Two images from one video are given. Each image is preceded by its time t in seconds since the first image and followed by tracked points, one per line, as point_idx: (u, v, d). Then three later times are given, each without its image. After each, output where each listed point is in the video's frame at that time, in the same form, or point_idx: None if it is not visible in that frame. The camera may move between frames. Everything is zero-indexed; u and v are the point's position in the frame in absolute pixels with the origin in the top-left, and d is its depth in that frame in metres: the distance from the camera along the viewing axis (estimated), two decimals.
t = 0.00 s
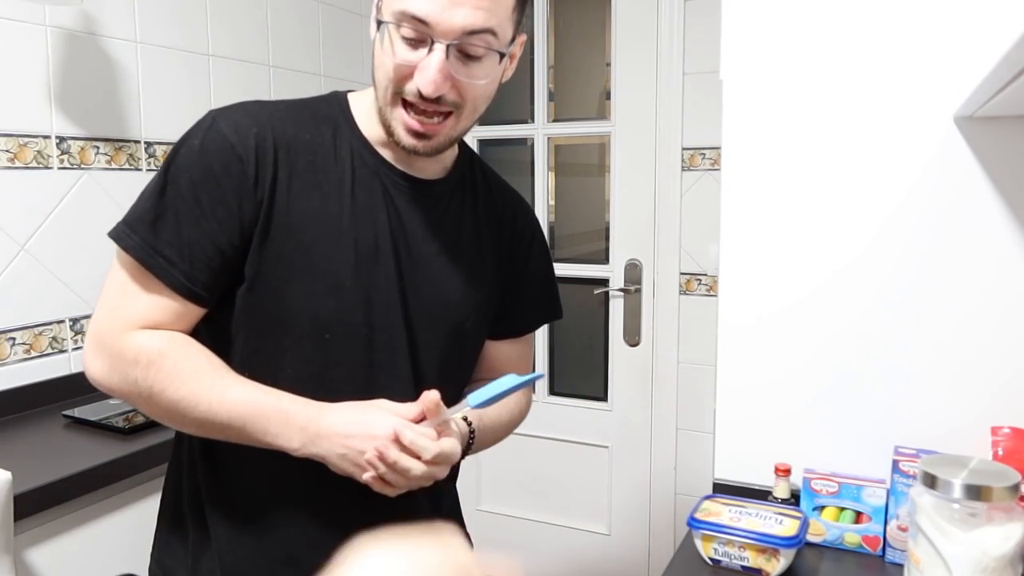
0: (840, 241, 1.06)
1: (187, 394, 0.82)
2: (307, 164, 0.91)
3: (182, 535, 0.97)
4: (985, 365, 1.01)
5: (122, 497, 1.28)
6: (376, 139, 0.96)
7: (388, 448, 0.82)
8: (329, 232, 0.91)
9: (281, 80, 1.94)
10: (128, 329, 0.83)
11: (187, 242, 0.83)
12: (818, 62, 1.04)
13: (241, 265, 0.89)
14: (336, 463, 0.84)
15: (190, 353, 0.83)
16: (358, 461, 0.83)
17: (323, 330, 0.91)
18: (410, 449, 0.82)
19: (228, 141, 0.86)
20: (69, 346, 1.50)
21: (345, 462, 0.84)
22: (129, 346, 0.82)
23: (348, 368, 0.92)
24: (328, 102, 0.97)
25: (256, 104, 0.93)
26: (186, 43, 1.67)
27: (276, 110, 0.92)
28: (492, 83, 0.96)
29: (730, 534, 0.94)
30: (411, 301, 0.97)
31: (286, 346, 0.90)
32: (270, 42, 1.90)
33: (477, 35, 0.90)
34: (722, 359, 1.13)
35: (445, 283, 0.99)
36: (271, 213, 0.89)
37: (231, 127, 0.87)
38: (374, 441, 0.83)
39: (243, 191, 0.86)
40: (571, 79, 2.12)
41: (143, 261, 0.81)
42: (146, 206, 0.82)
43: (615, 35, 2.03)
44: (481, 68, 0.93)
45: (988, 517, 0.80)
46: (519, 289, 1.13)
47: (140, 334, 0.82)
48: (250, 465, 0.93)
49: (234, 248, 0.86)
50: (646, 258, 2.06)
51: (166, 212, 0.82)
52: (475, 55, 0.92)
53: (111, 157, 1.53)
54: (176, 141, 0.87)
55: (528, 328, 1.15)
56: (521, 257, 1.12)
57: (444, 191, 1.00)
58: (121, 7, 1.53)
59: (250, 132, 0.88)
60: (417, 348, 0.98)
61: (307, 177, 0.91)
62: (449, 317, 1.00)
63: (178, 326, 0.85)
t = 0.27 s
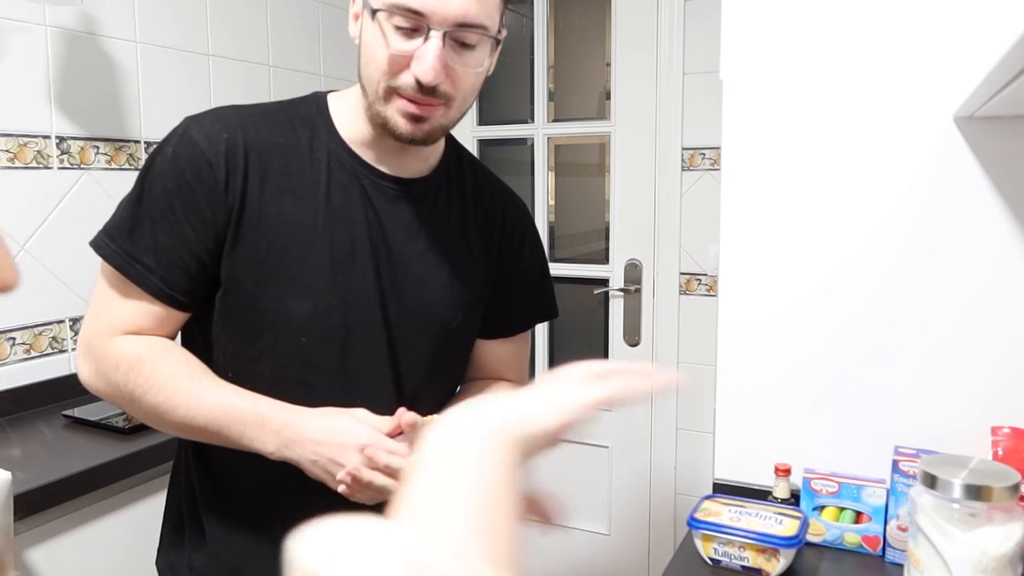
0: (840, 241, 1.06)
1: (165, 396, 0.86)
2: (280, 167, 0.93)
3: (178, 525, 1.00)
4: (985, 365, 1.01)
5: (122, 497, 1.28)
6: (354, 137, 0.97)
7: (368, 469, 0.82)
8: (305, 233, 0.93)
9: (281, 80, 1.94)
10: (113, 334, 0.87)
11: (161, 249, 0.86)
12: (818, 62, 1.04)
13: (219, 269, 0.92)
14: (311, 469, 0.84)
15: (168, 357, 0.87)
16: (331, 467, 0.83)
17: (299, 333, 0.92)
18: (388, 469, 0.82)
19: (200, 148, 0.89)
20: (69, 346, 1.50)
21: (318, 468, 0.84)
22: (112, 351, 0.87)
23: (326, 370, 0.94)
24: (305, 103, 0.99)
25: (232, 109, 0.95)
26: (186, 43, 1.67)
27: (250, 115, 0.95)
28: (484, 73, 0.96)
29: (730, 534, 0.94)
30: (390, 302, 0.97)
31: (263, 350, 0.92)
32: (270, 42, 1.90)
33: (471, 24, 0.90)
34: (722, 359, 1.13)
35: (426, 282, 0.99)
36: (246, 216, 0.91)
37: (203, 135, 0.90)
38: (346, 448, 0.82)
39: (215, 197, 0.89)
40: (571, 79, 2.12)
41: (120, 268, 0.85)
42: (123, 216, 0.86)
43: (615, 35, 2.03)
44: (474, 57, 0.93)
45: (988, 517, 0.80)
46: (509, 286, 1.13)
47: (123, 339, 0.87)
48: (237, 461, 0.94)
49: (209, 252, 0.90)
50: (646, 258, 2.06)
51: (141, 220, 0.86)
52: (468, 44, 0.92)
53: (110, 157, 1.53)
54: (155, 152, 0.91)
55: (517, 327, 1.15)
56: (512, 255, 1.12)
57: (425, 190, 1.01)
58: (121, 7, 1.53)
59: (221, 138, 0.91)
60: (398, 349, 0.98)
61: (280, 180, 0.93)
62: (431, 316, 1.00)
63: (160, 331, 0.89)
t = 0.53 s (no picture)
0: (839, 241, 1.06)
1: (157, 392, 0.89)
2: (272, 167, 0.96)
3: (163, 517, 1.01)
4: (984, 365, 1.01)
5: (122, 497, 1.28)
6: (349, 135, 1.00)
7: (353, 479, 0.87)
8: (294, 230, 0.96)
9: (281, 80, 1.94)
10: (105, 331, 0.90)
11: (154, 245, 0.89)
12: (818, 62, 1.04)
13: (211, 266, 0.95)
14: (296, 469, 0.87)
15: (160, 354, 0.90)
16: (317, 467, 0.87)
17: (288, 329, 0.96)
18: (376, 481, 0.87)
19: (194, 147, 0.92)
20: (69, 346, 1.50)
21: (304, 468, 0.87)
22: (104, 347, 0.89)
23: (314, 365, 0.97)
24: (299, 104, 1.02)
25: (226, 108, 0.98)
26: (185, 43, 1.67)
27: (243, 115, 0.98)
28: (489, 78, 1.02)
29: (730, 534, 0.94)
30: (376, 300, 1.00)
31: (253, 345, 0.95)
32: (270, 42, 1.90)
33: (496, 31, 0.96)
34: (722, 359, 1.13)
35: (413, 283, 1.02)
36: (237, 212, 0.94)
37: (196, 132, 0.93)
38: (336, 450, 0.87)
39: (207, 193, 0.92)
40: (571, 79, 2.12)
41: (113, 262, 0.88)
42: (117, 211, 0.89)
43: (615, 35, 2.03)
44: (490, 62, 0.99)
45: (988, 517, 0.80)
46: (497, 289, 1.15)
47: (115, 336, 0.90)
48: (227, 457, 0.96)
49: (201, 249, 0.93)
50: (646, 258, 2.06)
51: (135, 216, 0.89)
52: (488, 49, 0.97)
53: (110, 157, 1.53)
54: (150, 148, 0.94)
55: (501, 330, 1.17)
56: (501, 256, 1.15)
57: (416, 192, 1.03)
58: (121, 7, 1.53)
59: (214, 136, 0.94)
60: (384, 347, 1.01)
61: (271, 180, 0.96)
62: (418, 315, 1.03)
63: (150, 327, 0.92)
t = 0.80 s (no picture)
0: (839, 241, 1.06)
1: (152, 386, 0.89)
2: (266, 164, 0.98)
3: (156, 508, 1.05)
4: (984, 364, 1.01)
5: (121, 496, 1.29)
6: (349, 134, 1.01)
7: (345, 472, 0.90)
8: (290, 227, 0.97)
9: (281, 80, 1.94)
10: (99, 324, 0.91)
11: (149, 240, 0.90)
12: (818, 62, 1.04)
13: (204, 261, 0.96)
14: (294, 460, 0.90)
15: (156, 348, 0.91)
16: (314, 459, 0.90)
17: (281, 325, 0.97)
18: (365, 478, 0.91)
19: (190, 142, 0.93)
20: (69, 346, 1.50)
21: (300, 460, 0.90)
22: (98, 341, 0.90)
23: (306, 361, 0.99)
24: (292, 103, 1.04)
25: (220, 105, 0.99)
26: (185, 43, 1.67)
27: (238, 112, 0.99)
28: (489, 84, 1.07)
29: (730, 534, 0.93)
30: (368, 295, 1.02)
31: (246, 339, 0.97)
32: (270, 42, 1.90)
33: (505, 41, 1.02)
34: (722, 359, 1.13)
35: (405, 280, 1.05)
36: (233, 208, 0.95)
37: (192, 129, 0.94)
38: (334, 443, 0.90)
39: (203, 189, 0.93)
40: (571, 79, 2.12)
41: (107, 257, 0.88)
42: (111, 205, 0.89)
43: (615, 35, 2.03)
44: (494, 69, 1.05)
45: (988, 517, 0.80)
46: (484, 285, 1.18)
47: (109, 329, 0.90)
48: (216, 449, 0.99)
49: (196, 244, 0.94)
50: (646, 258, 2.06)
51: (130, 210, 0.90)
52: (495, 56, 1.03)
53: (110, 157, 1.53)
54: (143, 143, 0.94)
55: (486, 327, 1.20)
56: (488, 255, 1.18)
57: (410, 191, 1.06)
58: (121, 7, 1.53)
59: (210, 132, 0.95)
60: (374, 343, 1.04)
61: (265, 177, 0.97)
62: (408, 311, 1.05)
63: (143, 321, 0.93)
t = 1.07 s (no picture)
0: (839, 242, 1.06)
1: (155, 398, 0.90)
2: (256, 169, 0.98)
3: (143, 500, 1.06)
4: (984, 365, 1.01)
5: (121, 496, 1.29)
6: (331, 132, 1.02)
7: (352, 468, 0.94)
8: (284, 230, 0.98)
9: (281, 80, 1.94)
10: (92, 340, 0.89)
11: (143, 252, 0.89)
12: (818, 62, 1.04)
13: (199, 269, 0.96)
14: (303, 459, 0.93)
15: (155, 360, 0.91)
16: (323, 458, 0.93)
17: (282, 327, 0.98)
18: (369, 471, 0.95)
19: (179, 152, 0.92)
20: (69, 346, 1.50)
21: (308, 460, 0.93)
22: (94, 356, 0.88)
23: (305, 361, 1.00)
24: (271, 104, 1.03)
25: (198, 112, 0.98)
26: (185, 43, 1.67)
27: (220, 117, 0.98)
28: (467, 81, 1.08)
29: (730, 534, 0.93)
30: (360, 293, 1.04)
31: (248, 344, 0.98)
32: (270, 42, 1.90)
33: (484, 41, 1.03)
34: (722, 359, 1.13)
35: (396, 277, 1.07)
36: (228, 215, 0.95)
37: (179, 138, 0.93)
38: (340, 441, 0.93)
39: (197, 199, 0.92)
40: (571, 79, 2.12)
41: (101, 272, 0.87)
42: (99, 218, 0.88)
43: (615, 35, 2.03)
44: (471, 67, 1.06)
45: (988, 517, 0.80)
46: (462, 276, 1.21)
47: (105, 344, 0.89)
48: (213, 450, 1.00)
49: (190, 253, 0.93)
50: (646, 258, 2.07)
51: (121, 223, 0.88)
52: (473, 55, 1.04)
53: (110, 157, 1.54)
54: (126, 153, 0.92)
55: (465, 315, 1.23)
56: (464, 244, 1.21)
57: (389, 187, 1.08)
58: (121, 7, 1.53)
59: (199, 141, 0.94)
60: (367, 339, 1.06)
61: (256, 181, 0.97)
62: (397, 306, 1.08)
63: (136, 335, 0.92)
